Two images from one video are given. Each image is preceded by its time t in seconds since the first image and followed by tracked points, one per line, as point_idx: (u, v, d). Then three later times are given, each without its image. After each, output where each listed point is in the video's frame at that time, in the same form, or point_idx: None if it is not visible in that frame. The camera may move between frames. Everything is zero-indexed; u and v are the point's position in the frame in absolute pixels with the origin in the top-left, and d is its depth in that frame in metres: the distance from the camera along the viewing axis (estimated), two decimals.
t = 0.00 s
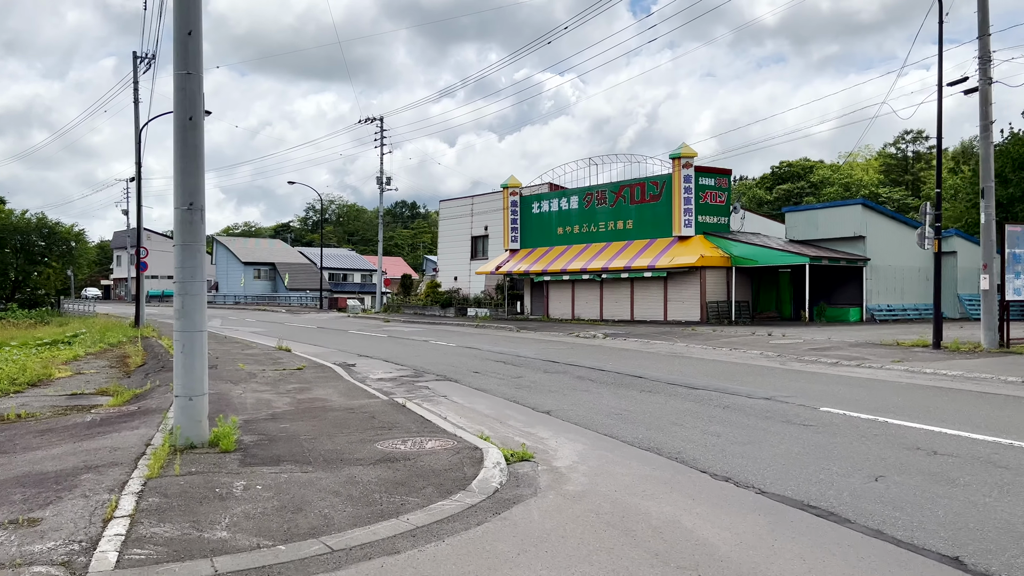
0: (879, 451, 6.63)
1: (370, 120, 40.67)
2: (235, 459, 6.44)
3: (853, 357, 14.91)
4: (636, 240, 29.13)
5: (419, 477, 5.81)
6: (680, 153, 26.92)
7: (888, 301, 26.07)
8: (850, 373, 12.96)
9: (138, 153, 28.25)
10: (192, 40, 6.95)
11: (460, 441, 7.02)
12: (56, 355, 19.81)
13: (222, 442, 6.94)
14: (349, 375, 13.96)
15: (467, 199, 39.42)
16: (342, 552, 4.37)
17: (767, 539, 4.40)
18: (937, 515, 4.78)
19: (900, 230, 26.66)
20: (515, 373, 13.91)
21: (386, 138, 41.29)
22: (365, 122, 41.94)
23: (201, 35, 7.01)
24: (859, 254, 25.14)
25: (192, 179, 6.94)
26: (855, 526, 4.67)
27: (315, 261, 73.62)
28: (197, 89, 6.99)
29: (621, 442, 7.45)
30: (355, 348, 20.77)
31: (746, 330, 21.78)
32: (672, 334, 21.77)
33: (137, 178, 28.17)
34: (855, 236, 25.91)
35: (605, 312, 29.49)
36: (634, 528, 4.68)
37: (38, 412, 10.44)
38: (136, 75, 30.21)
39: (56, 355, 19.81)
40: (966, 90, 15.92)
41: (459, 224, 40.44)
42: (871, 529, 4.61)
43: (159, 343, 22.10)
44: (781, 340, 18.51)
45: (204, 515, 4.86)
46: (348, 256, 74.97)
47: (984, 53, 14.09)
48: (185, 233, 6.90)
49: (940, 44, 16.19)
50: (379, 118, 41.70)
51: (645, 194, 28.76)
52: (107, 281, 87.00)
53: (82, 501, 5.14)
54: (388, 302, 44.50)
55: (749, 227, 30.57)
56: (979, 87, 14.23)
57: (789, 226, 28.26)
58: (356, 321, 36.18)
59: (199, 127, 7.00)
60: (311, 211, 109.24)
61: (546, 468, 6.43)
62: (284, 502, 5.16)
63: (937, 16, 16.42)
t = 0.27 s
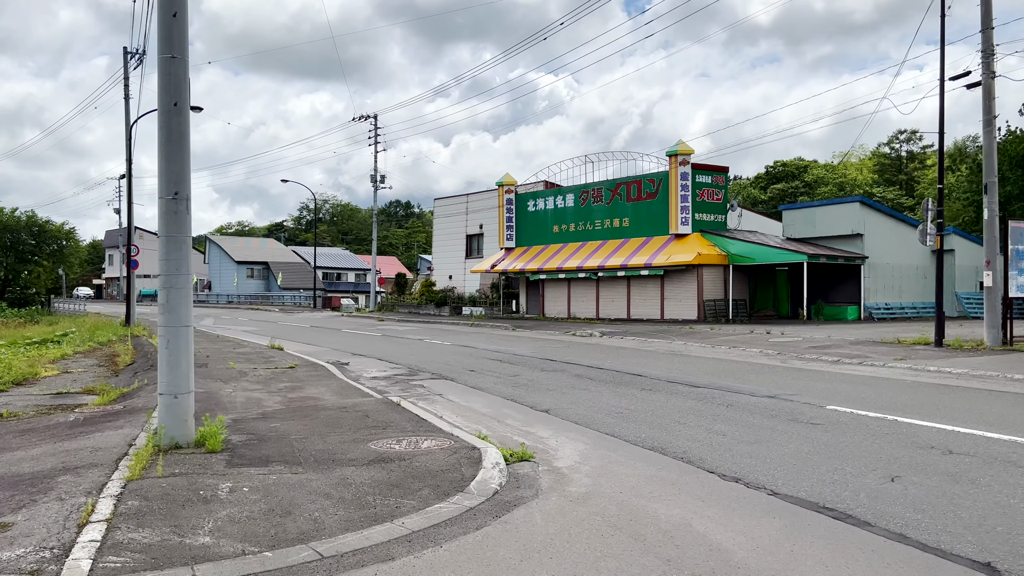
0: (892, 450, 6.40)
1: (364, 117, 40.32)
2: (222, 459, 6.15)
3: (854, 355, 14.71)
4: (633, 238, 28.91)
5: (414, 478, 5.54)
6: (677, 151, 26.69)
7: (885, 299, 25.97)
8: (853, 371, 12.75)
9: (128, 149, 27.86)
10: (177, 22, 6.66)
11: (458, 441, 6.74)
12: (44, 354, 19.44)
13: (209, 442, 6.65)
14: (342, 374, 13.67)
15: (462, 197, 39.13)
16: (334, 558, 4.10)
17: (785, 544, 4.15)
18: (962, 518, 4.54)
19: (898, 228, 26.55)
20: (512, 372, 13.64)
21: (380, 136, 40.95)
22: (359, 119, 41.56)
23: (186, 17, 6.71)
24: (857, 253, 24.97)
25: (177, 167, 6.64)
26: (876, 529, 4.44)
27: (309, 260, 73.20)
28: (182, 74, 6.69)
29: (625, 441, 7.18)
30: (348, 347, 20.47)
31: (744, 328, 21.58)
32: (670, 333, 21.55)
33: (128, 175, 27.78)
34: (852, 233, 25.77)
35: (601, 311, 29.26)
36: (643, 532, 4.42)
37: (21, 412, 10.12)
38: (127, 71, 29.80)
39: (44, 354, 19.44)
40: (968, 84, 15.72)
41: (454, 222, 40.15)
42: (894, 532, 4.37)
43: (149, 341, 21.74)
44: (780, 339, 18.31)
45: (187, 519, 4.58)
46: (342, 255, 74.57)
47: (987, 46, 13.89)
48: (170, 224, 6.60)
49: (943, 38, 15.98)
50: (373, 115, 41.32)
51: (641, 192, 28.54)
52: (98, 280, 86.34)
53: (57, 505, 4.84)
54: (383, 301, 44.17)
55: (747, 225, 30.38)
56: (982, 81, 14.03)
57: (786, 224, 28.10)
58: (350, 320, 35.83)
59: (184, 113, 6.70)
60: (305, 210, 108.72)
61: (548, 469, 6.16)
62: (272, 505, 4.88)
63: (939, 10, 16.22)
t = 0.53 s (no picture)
0: (909, 451, 6.10)
1: (357, 115, 39.92)
2: (203, 462, 5.81)
3: (856, 354, 14.45)
4: (629, 236, 28.63)
5: (407, 482, 5.21)
6: (674, 148, 26.43)
7: (883, 298, 25.81)
8: (856, 369, 12.49)
9: (117, 145, 27.39)
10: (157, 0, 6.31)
11: (453, 442, 6.41)
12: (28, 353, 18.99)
13: (190, 444, 6.29)
14: (333, 373, 13.32)
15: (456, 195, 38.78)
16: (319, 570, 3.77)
17: (808, 554, 3.83)
18: (993, 524, 4.25)
19: (895, 226, 26.40)
20: (508, 370, 13.32)
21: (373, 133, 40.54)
22: (352, 116, 41.12)
23: None
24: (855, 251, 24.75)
25: (157, 153, 6.30)
26: (902, 536, 4.14)
27: (301, 259, 72.69)
28: (162, 55, 6.35)
29: (628, 442, 6.87)
30: (340, 346, 20.10)
31: (741, 327, 21.32)
32: (667, 331, 21.28)
33: (116, 172, 27.31)
34: (849, 231, 25.58)
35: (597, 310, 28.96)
36: (653, 541, 4.10)
37: None
38: (116, 65, 29.31)
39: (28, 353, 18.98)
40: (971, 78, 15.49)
41: (448, 221, 39.78)
42: (922, 539, 4.07)
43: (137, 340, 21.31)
44: (779, 337, 18.06)
45: (161, 528, 4.23)
46: (335, 254, 74.09)
47: (990, 38, 13.66)
48: (150, 212, 6.26)
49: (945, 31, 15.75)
50: (366, 113, 40.91)
51: (637, 189, 28.27)
52: (89, 279, 85.55)
53: (21, 513, 4.48)
54: (376, 300, 43.78)
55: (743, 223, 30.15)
56: (985, 74, 13.79)
57: (783, 222, 27.90)
58: (343, 319, 35.43)
59: (164, 96, 6.36)
60: (298, 209, 108.11)
61: (548, 472, 5.85)
62: (255, 512, 4.54)
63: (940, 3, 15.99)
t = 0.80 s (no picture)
0: (934, 454, 5.80)
1: (350, 112, 39.51)
2: (186, 467, 5.44)
3: (861, 353, 14.19)
4: (626, 234, 28.34)
5: (405, 490, 4.87)
6: (671, 145, 26.13)
7: (883, 296, 25.66)
8: (862, 368, 12.21)
9: (106, 141, 26.91)
10: None
11: (453, 445, 6.08)
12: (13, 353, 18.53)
13: (174, 448, 5.92)
14: (326, 372, 12.95)
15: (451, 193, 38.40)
16: None
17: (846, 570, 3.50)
18: None
19: (894, 224, 26.27)
20: (506, 370, 13.00)
21: (367, 130, 40.14)
22: (346, 114, 40.69)
23: None
24: (854, 249, 24.53)
25: (138, 139, 5.95)
26: (943, 548, 3.82)
27: (294, 259, 72.15)
28: (143, 35, 5.98)
29: (636, 445, 6.55)
30: (334, 345, 19.71)
31: (741, 326, 21.05)
32: (665, 330, 20.98)
33: (105, 168, 26.84)
34: (848, 229, 25.41)
35: (593, 308, 28.66)
36: (674, 555, 3.76)
37: None
38: (105, 61, 28.81)
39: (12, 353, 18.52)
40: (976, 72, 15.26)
41: (443, 219, 39.41)
42: (966, 552, 3.75)
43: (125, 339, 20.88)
44: (780, 336, 17.79)
45: (137, 542, 3.87)
46: (328, 253, 73.57)
47: (998, 31, 13.41)
48: (130, 201, 5.91)
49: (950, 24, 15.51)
50: (359, 110, 40.49)
51: (634, 187, 27.98)
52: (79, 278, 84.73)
53: None
54: (369, 300, 43.36)
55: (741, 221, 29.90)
56: (992, 68, 13.55)
57: (781, 220, 27.70)
58: (336, 318, 34.99)
59: (145, 79, 6.00)
60: (291, 209, 107.44)
61: (554, 477, 5.52)
62: (239, 523, 4.18)
63: None
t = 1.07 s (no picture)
0: (957, 459, 5.52)
1: (343, 109, 39.09)
2: (167, 474, 5.11)
3: (864, 352, 13.96)
4: (622, 233, 28.07)
5: (401, 498, 4.55)
6: (668, 142, 25.87)
7: (882, 296, 25.50)
8: (867, 368, 11.97)
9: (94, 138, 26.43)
10: None
11: (451, 449, 5.77)
12: None
13: (156, 453, 5.58)
14: (319, 372, 12.62)
15: (445, 191, 38.06)
16: None
17: None
18: None
19: (893, 223, 26.12)
20: (503, 370, 12.70)
21: (361, 128, 39.76)
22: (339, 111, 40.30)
23: None
24: (853, 248, 24.35)
25: (118, 125, 5.61)
26: (986, 563, 3.53)
27: (287, 258, 71.66)
28: (123, 15, 5.64)
29: (642, 449, 6.26)
30: (327, 345, 19.36)
31: (740, 325, 20.79)
32: (663, 329, 20.69)
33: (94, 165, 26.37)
34: (846, 228, 25.21)
35: (590, 308, 28.39)
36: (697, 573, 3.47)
37: None
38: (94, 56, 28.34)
39: None
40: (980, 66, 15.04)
41: (437, 218, 39.07)
42: (1010, 567, 3.47)
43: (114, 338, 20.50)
44: (780, 335, 17.56)
45: (109, 559, 3.55)
46: (321, 252, 73.08)
47: (1003, 24, 13.19)
48: (109, 192, 5.57)
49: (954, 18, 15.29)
50: (353, 107, 40.13)
51: (631, 185, 27.72)
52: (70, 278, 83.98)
53: None
54: (363, 299, 42.98)
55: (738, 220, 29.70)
56: (997, 62, 13.32)
57: (779, 219, 27.51)
58: (329, 318, 34.62)
59: (125, 63, 5.66)
60: (284, 208, 106.86)
61: (559, 484, 5.21)
62: (221, 538, 3.85)
63: None
